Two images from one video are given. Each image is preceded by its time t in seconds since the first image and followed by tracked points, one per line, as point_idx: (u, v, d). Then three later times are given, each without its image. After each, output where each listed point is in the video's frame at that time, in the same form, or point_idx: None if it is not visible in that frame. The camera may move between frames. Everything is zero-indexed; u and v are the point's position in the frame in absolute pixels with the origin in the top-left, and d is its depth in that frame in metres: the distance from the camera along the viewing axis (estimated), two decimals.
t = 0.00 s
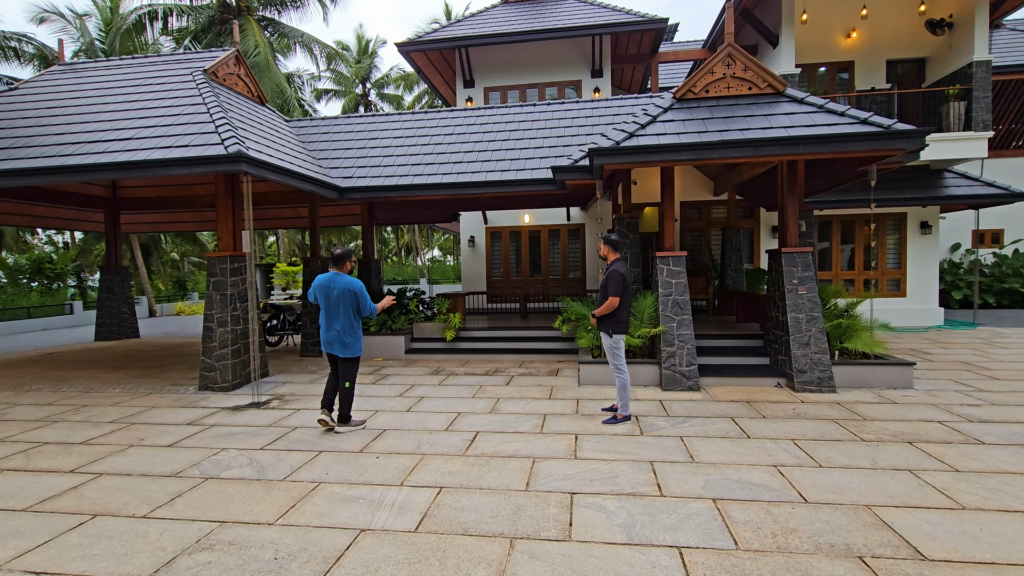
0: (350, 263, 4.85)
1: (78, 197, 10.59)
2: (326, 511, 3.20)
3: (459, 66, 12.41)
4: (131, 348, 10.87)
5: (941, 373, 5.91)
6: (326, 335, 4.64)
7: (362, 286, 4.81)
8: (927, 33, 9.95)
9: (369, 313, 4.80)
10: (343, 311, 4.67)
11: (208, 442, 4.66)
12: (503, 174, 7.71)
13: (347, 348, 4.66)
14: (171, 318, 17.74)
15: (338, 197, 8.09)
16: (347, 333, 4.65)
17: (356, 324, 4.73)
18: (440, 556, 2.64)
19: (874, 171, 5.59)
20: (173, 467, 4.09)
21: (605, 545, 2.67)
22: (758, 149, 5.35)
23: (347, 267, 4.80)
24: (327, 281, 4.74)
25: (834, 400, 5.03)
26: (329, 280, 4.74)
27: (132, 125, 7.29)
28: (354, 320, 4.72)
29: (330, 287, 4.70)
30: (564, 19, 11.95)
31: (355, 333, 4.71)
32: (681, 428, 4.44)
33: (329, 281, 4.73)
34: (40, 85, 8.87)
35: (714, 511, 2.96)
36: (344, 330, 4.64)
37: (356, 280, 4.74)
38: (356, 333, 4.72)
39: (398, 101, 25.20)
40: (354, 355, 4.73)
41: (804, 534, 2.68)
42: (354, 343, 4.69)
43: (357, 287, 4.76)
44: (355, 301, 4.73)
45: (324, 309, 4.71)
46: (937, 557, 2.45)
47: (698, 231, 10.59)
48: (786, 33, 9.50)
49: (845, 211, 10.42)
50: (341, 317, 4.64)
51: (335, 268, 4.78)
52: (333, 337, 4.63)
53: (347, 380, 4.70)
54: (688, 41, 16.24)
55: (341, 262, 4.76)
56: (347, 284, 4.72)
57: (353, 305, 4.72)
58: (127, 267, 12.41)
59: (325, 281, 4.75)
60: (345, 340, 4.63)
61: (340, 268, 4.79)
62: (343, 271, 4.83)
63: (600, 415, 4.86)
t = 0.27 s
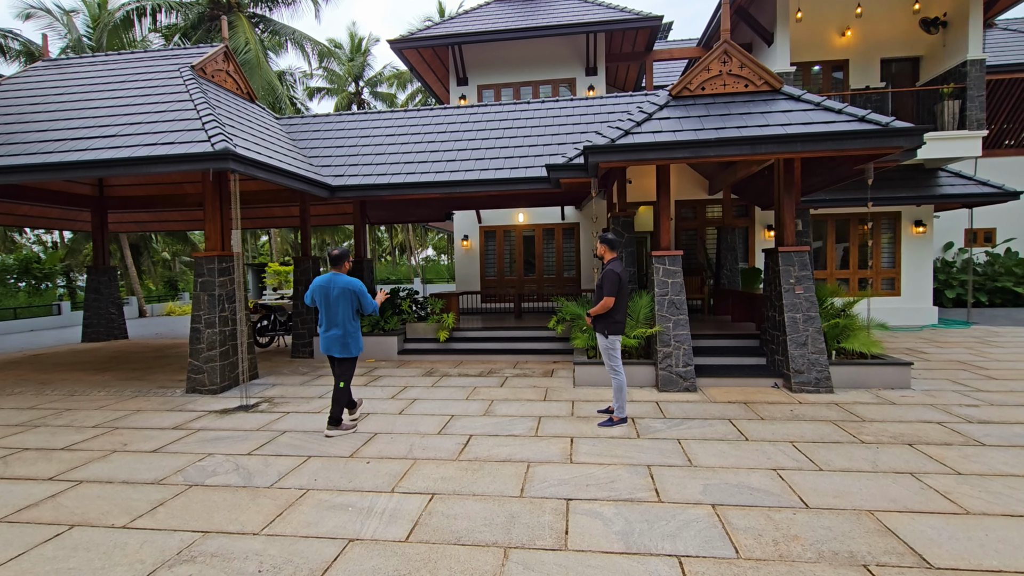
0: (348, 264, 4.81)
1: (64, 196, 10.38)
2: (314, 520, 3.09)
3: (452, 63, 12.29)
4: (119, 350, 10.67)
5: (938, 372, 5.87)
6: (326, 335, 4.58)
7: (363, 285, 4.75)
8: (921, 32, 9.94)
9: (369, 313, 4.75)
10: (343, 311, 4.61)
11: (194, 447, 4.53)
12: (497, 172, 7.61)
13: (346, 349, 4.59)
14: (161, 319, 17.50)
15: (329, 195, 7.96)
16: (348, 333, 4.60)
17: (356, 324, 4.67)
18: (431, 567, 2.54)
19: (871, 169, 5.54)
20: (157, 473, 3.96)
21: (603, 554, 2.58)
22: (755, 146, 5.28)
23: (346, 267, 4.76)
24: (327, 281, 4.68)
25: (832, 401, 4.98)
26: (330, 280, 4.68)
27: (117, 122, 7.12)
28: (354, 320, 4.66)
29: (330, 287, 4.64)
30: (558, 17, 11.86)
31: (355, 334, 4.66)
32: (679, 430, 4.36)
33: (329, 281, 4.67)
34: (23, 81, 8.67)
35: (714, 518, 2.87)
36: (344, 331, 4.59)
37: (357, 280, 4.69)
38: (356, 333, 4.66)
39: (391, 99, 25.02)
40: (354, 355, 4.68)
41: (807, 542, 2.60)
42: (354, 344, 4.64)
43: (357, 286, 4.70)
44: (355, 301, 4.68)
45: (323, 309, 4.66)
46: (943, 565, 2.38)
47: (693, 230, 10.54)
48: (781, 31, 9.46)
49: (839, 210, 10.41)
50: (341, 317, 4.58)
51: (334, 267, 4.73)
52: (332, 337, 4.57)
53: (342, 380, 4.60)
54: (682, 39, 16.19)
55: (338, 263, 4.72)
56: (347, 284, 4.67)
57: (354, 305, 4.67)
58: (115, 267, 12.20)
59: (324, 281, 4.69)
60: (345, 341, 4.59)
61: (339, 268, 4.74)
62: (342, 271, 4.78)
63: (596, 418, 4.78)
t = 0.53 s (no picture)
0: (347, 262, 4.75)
1: (50, 193, 10.17)
2: (304, 528, 2.98)
3: (447, 59, 12.15)
4: (107, 350, 10.47)
5: (937, 371, 5.83)
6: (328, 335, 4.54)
7: (363, 283, 4.68)
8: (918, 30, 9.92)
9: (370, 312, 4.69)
10: (344, 310, 4.56)
11: (182, 451, 4.40)
12: (492, 169, 7.51)
13: (348, 348, 4.57)
14: (151, 318, 17.26)
15: (321, 192, 7.82)
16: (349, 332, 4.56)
17: (357, 322, 4.63)
18: None
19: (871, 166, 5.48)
20: (142, 479, 3.83)
21: (605, 562, 2.49)
22: (754, 143, 5.21)
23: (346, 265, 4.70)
24: (327, 281, 4.63)
25: (832, 401, 4.92)
26: (330, 279, 4.61)
27: (103, 117, 6.94)
28: (355, 319, 4.61)
29: (331, 287, 4.59)
30: (554, 13, 11.74)
31: (356, 332, 4.62)
32: (679, 431, 4.28)
33: (329, 281, 4.61)
34: (6, 75, 8.45)
35: (719, 523, 2.79)
36: (346, 330, 4.55)
37: (356, 278, 4.61)
38: (357, 332, 4.62)
39: (385, 97, 24.82)
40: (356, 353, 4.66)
41: (815, 548, 2.52)
42: (355, 343, 4.61)
43: (357, 285, 4.62)
44: (355, 300, 4.62)
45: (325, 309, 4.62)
46: (956, 572, 2.31)
47: (689, 228, 10.48)
48: (778, 28, 9.41)
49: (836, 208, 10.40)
50: (342, 316, 4.54)
51: (333, 266, 4.66)
52: (334, 336, 4.54)
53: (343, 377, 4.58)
54: (678, 37, 16.13)
55: (338, 262, 4.66)
56: (347, 283, 4.60)
57: (355, 304, 4.61)
58: (103, 266, 11.98)
59: (325, 281, 4.64)
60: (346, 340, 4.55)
61: (339, 267, 4.67)
62: (342, 270, 4.71)
63: (594, 418, 4.69)
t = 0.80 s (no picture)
0: (344, 256, 4.91)
1: (33, 187, 9.89)
2: (295, 536, 2.84)
3: (440, 54, 11.98)
4: (92, 348, 10.22)
5: (937, 370, 5.79)
6: (329, 329, 4.71)
7: (358, 276, 4.80)
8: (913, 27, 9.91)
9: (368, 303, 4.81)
10: (341, 304, 4.71)
11: (168, 454, 4.23)
12: (488, 164, 7.36)
13: (350, 339, 4.72)
14: (139, 316, 16.93)
15: (313, 187, 7.64)
16: (348, 325, 4.71)
17: (356, 314, 4.76)
18: None
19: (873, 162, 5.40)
20: (125, 483, 3.67)
21: (612, 571, 2.38)
22: (756, 137, 5.10)
23: (342, 259, 4.84)
24: (324, 276, 4.79)
25: (834, 400, 4.85)
26: (325, 274, 4.77)
27: (86, 108, 6.71)
28: (353, 311, 4.75)
29: (328, 281, 4.75)
30: (549, 7, 11.60)
31: (357, 324, 4.76)
32: (680, 432, 4.18)
33: (326, 275, 4.77)
34: None
35: (727, 528, 2.69)
36: (345, 323, 4.70)
37: (352, 271, 4.75)
38: (357, 323, 4.76)
39: (377, 93, 24.56)
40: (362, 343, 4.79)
41: (828, 555, 2.42)
42: (357, 334, 4.75)
43: (352, 278, 4.75)
44: (353, 293, 4.75)
45: (323, 303, 4.78)
46: None
47: (685, 225, 10.40)
48: (775, 23, 9.34)
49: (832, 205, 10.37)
50: (341, 310, 4.68)
51: (329, 261, 4.82)
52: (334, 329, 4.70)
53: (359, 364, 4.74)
54: (673, 33, 16.05)
55: (335, 257, 4.82)
56: (344, 276, 4.75)
57: (351, 297, 4.74)
58: (89, 263, 11.70)
59: (322, 276, 4.79)
60: (347, 333, 4.71)
61: (337, 261, 4.84)
62: (339, 264, 4.86)
63: (593, 419, 4.59)
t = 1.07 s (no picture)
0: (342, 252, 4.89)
1: (8, 179, 9.53)
2: (282, 549, 2.68)
3: (432, 47, 11.76)
4: (71, 346, 9.89)
5: (934, 371, 5.77)
6: (324, 325, 4.67)
7: (356, 273, 4.76)
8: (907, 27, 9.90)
9: (365, 300, 4.77)
10: (338, 300, 4.66)
11: (147, 459, 4.03)
12: (482, 159, 7.21)
13: (345, 337, 4.69)
14: (121, 313, 16.51)
15: (301, 181, 7.42)
16: (344, 322, 4.67)
17: (352, 311, 4.73)
18: None
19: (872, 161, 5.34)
20: (101, 492, 3.47)
21: None
22: (757, 134, 5.00)
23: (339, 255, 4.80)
24: (320, 272, 4.74)
25: (834, 402, 4.79)
26: (322, 270, 4.73)
27: (64, 96, 6.43)
28: (350, 307, 4.72)
29: (324, 277, 4.70)
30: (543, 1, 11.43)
31: (353, 321, 4.72)
32: (681, 435, 4.08)
33: (323, 271, 4.72)
34: None
35: (737, 539, 2.58)
36: (341, 320, 4.66)
37: (349, 268, 4.71)
38: (354, 320, 4.73)
39: (367, 87, 24.22)
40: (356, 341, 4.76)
41: (844, 568, 2.33)
42: (353, 331, 4.71)
43: (349, 274, 4.71)
44: (350, 289, 4.70)
45: (319, 299, 4.72)
46: None
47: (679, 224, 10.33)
48: (771, 21, 9.29)
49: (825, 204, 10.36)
50: (337, 306, 4.65)
51: (327, 257, 4.79)
52: (330, 325, 4.65)
53: (358, 366, 4.80)
54: (666, 30, 15.95)
55: (332, 253, 4.80)
56: (340, 273, 4.71)
57: (348, 294, 4.70)
58: (68, 258, 11.34)
59: (319, 271, 4.75)
60: (343, 330, 4.67)
61: (333, 257, 4.81)
62: (336, 260, 4.83)
63: (591, 421, 4.48)
